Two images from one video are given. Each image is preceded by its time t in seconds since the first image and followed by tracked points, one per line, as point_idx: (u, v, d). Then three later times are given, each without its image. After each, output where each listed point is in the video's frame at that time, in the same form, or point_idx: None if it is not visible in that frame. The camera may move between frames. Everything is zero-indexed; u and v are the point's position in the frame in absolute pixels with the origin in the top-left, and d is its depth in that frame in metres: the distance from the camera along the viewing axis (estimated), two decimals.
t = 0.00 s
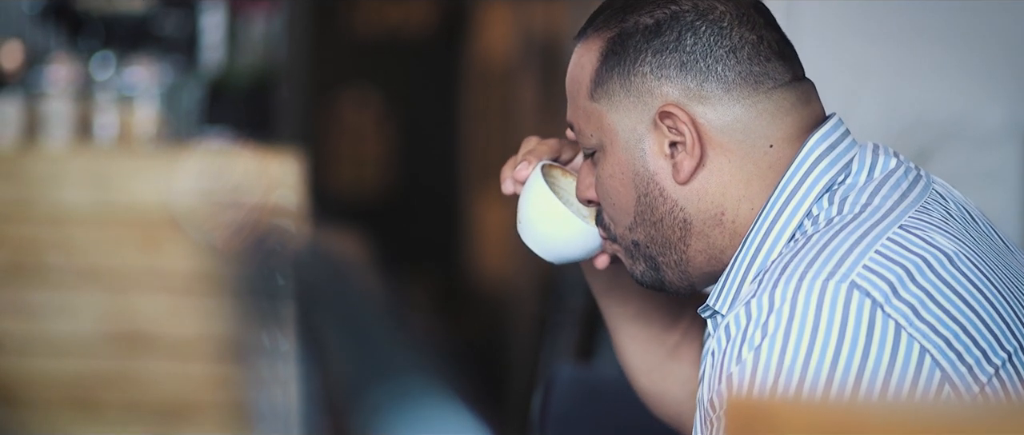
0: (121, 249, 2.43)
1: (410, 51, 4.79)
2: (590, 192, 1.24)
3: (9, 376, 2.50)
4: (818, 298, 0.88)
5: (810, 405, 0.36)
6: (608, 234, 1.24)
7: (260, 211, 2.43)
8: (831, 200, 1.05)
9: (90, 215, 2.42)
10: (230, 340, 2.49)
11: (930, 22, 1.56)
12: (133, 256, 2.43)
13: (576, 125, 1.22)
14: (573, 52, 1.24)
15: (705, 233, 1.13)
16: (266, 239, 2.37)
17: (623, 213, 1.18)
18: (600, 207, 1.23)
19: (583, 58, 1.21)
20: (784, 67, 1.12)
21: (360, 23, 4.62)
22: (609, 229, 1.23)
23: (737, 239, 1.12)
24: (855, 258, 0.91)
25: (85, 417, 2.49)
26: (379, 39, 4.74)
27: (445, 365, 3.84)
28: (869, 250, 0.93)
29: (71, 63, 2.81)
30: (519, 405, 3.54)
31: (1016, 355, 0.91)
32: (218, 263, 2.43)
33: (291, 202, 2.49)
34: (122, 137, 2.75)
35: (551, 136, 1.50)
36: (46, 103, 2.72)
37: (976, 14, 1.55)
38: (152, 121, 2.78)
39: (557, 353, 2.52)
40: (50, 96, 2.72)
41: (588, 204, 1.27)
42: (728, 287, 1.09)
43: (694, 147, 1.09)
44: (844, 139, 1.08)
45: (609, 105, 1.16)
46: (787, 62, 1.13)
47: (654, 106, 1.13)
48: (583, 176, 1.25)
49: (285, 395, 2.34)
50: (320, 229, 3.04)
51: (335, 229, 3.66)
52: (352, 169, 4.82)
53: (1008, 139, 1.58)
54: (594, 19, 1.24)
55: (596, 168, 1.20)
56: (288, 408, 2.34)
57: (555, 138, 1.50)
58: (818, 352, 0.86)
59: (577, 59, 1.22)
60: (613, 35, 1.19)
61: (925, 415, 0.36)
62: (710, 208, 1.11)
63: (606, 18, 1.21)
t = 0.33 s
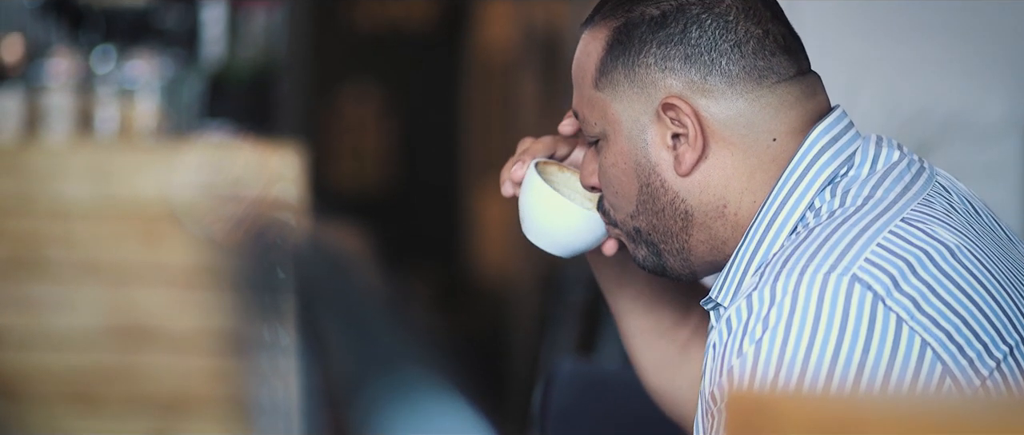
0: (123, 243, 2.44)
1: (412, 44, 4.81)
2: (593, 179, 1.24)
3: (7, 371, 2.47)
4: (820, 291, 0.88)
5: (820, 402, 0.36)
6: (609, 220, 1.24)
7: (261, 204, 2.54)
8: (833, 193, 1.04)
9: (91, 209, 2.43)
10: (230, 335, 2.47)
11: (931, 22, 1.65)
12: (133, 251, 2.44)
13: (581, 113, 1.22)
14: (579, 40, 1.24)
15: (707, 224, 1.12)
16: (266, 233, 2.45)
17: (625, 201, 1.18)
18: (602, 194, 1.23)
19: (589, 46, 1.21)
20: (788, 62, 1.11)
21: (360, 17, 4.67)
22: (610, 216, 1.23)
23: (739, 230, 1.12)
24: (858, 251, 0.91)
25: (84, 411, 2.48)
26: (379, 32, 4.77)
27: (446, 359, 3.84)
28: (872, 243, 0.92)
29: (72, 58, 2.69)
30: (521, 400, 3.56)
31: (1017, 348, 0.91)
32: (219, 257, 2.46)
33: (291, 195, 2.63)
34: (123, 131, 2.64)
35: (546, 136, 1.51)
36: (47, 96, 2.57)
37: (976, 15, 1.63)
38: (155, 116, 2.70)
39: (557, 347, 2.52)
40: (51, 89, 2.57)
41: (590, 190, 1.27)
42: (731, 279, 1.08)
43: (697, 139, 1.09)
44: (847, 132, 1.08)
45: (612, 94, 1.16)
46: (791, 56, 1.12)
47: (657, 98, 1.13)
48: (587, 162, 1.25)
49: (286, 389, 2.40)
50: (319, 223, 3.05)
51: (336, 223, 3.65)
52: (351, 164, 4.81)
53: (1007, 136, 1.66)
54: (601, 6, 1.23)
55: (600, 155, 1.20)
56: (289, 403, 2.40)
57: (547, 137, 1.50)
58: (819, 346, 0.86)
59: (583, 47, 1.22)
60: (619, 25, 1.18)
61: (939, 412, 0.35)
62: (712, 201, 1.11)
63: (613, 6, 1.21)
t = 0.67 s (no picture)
0: (126, 239, 2.46)
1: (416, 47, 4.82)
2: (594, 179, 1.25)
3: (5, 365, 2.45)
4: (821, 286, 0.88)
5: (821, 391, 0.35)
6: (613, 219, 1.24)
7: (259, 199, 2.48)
8: (835, 188, 1.04)
9: (91, 204, 2.44)
10: (228, 329, 2.51)
11: (933, 19, 1.66)
12: (133, 244, 2.46)
13: (580, 114, 1.22)
14: (576, 41, 1.24)
15: (708, 221, 1.13)
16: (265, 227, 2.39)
17: (627, 200, 1.19)
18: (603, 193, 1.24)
19: (586, 47, 1.21)
20: (788, 56, 1.11)
21: (359, 12, 4.77)
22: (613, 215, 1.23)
23: (740, 227, 1.13)
24: (859, 246, 0.91)
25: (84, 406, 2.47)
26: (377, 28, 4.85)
27: (447, 354, 3.84)
28: (872, 239, 0.92)
29: (73, 53, 2.72)
30: (523, 395, 3.57)
31: (1018, 345, 0.91)
32: (221, 252, 2.46)
33: (289, 191, 2.58)
34: (122, 126, 2.61)
35: (478, 190, 1.49)
36: (47, 91, 2.58)
37: (974, 14, 1.65)
38: (154, 111, 2.69)
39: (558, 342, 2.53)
40: (51, 85, 2.60)
41: (592, 191, 1.27)
42: (733, 275, 1.08)
43: (700, 136, 1.09)
44: (848, 128, 1.07)
45: (612, 94, 1.16)
46: (791, 50, 1.12)
47: (658, 97, 1.13)
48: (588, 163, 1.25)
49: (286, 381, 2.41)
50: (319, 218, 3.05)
51: (336, 217, 3.66)
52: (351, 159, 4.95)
53: (1006, 131, 1.68)
54: (596, 7, 1.23)
55: (601, 156, 1.21)
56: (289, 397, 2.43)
57: (477, 190, 1.49)
58: (820, 341, 0.86)
59: (580, 49, 1.22)
60: (616, 25, 1.18)
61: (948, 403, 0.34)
62: (715, 198, 1.11)
63: (610, 6, 1.21)
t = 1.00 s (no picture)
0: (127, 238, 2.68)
1: (421, 37, 3.93)
2: (594, 177, 1.24)
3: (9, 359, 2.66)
4: (824, 283, 0.88)
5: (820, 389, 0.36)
6: (616, 218, 1.24)
7: (261, 196, 2.52)
8: (838, 185, 1.03)
9: (97, 203, 2.68)
10: (229, 329, 2.66)
11: (933, 18, 1.65)
12: (136, 241, 2.68)
13: (580, 113, 1.21)
14: (576, 38, 1.23)
15: (715, 218, 1.12)
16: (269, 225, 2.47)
17: (632, 200, 1.18)
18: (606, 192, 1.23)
19: (588, 44, 1.20)
20: (793, 53, 1.11)
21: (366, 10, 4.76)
22: (616, 215, 1.23)
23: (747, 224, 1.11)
24: (861, 244, 0.91)
25: (89, 400, 2.65)
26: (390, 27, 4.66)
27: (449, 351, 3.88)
28: (875, 236, 0.92)
29: (71, 50, 2.87)
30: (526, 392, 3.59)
31: (1021, 343, 0.91)
32: (223, 253, 2.63)
33: (291, 188, 2.63)
34: (123, 122, 2.86)
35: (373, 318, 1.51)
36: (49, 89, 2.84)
37: (973, 11, 1.63)
38: (154, 110, 2.88)
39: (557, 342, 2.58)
40: (52, 82, 2.83)
41: (591, 189, 1.27)
42: (736, 272, 1.08)
43: (706, 134, 1.09)
44: (850, 124, 1.07)
45: (616, 92, 1.16)
46: (796, 47, 1.12)
47: (663, 95, 1.13)
48: (588, 161, 1.24)
49: (286, 379, 2.45)
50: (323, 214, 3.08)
51: (340, 216, 3.68)
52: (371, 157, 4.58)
53: (1007, 130, 1.67)
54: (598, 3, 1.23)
55: (603, 154, 1.20)
56: (290, 392, 2.45)
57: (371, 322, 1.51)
58: (823, 338, 0.86)
59: (582, 46, 1.21)
60: (620, 22, 1.18)
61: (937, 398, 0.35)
62: (720, 195, 1.11)
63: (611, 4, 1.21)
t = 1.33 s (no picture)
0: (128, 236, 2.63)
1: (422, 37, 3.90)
2: (599, 177, 1.23)
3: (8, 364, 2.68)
4: (829, 284, 0.88)
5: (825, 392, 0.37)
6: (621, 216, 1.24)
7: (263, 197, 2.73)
8: (843, 186, 1.04)
9: (94, 201, 2.61)
10: (234, 328, 2.67)
11: (933, 16, 1.65)
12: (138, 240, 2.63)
13: (585, 113, 1.21)
14: (580, 37, 1.22)
15: (723, 218, 1.12)
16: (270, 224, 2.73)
17: (638, 199, 1.18)
18: (609, 191, 1.23)
19: (593, 44, 1.20)
20: (800, 49, 1.11)
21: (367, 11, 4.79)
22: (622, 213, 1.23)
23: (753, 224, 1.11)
24: (867, 245, 0.91)
25: (92, 400, 2.67)
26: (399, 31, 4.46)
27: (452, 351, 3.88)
28: (881, 237, 0.92)
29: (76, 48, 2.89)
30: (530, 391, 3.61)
31: None
32: (224, 252, 2.65)
33: (293, 186, 2.85)
34: (127, 122, 2.85)
35: None
36: (53, 89, 2.86)
37: (974, 13, 1.64)
38: (159, 109, 2.88)
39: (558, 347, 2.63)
40: (55, 82, 2.86)
41: (593, 190, 1.27)
42: (741, 275, 1.07)
43: (716, 132, 1.09)
44: (855, 124, 1.07)
45: (623, 92, 1.16)
46: (802, 43, 1.13)
47: (672, 93, 1.13)
48: (594, 162, 1.24)
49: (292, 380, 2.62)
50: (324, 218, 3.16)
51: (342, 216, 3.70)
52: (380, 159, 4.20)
53: (1008, 129, 1.67)
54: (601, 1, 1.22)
55: (608, 154, 1.20)
56: (296, 393, 2.61)
57: None
58: (829, 340, 0.86)
59: (586, 45, 1.20)
60: (627, 20, 1.18)
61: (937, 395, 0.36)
62: (729, 194, 1.10)
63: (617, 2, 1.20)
